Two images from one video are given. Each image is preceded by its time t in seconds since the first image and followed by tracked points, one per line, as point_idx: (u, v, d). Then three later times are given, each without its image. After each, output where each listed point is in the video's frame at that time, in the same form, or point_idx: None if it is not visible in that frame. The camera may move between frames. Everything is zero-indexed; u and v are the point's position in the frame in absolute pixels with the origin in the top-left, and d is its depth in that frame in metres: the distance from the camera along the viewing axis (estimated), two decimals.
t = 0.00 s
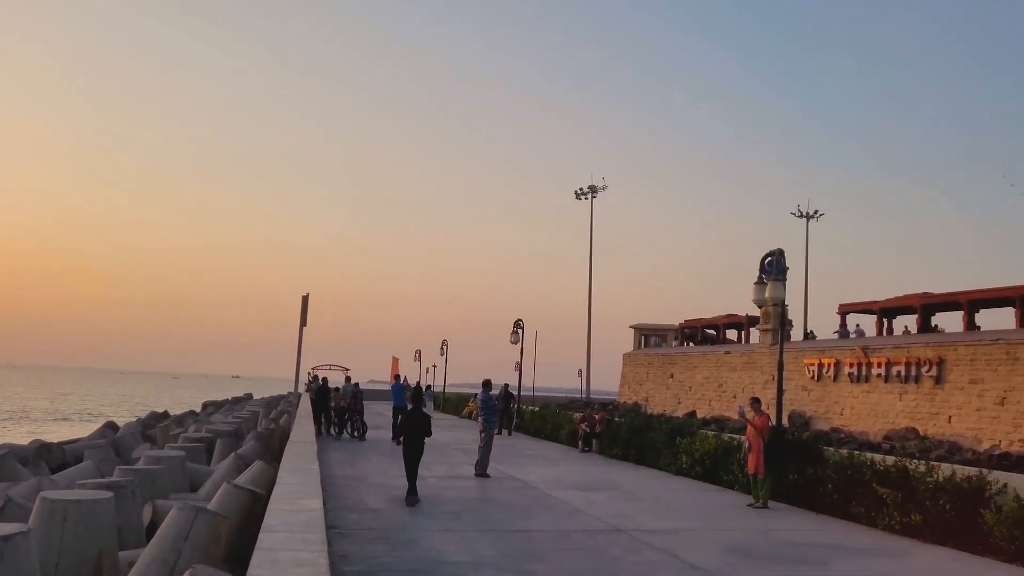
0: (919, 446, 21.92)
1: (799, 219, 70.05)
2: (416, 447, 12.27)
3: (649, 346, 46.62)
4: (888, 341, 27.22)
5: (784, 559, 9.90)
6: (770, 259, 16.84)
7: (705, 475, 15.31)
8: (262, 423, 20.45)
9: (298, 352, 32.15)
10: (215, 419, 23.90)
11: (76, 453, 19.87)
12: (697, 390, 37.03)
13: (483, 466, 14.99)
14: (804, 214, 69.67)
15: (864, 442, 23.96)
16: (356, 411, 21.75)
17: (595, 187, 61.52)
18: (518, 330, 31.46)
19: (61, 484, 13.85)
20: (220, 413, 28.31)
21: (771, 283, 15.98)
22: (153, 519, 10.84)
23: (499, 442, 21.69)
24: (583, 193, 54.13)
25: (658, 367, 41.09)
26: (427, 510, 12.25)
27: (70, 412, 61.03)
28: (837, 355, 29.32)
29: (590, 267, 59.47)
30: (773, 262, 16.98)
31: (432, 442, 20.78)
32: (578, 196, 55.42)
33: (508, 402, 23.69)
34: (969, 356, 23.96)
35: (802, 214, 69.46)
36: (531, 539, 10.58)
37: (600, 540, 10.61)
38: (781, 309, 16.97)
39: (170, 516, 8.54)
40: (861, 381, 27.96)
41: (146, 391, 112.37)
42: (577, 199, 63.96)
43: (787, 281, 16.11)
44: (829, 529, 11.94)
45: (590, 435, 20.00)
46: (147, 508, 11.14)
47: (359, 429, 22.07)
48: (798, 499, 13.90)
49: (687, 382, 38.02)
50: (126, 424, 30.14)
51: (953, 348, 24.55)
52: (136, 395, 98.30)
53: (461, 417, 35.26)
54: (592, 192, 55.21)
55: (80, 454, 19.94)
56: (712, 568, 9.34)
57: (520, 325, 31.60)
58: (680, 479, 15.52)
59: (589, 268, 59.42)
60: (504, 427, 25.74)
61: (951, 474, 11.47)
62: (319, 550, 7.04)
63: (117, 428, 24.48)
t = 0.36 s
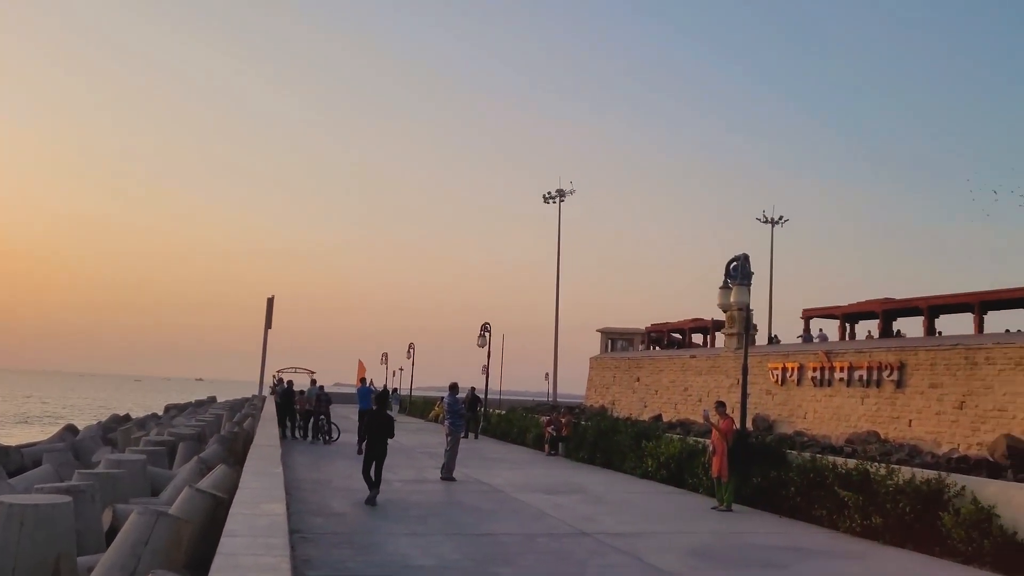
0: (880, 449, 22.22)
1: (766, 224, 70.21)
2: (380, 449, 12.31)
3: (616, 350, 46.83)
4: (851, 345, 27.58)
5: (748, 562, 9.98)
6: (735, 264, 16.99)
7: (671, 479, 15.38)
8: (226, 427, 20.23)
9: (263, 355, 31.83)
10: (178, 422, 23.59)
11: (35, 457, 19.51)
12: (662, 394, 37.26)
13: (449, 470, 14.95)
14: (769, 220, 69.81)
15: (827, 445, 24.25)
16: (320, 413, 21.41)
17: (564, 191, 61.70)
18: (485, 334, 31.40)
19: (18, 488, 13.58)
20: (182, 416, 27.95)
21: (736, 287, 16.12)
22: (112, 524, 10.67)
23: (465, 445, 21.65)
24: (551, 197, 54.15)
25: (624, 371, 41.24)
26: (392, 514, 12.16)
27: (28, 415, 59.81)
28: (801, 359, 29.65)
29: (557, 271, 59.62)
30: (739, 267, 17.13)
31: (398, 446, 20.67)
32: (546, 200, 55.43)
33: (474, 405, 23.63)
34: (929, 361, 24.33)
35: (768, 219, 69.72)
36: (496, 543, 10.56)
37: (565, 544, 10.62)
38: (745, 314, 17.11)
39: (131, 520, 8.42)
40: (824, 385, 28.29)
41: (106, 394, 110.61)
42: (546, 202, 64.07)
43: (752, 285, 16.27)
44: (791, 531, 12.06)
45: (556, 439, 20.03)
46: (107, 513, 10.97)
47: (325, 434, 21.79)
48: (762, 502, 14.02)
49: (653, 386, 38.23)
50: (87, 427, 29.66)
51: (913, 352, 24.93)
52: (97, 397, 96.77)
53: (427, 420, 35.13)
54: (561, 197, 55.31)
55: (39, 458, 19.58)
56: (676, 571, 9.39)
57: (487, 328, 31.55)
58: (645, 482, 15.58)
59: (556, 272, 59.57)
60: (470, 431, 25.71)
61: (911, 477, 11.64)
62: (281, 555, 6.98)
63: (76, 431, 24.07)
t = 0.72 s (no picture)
0: (842, 453, 22.50)
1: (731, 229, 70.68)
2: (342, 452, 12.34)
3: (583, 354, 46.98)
4: (814, 350, 27.91)
5: (711, 565, 10.04)
6: (700, 269, 17.11)
7: (636, 482, 15.45)
8: (189, 430, 19.98)
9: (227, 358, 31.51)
10: (139, 425, 23.28)
11: None
12: (629, 398, 37.43)
13: (415, 474, 14.88)
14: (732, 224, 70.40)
15: (790, 449, 24.49)
16: (284, 415, 21.19)
17: (531, 195, 61.84)
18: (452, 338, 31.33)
19: None
20: (144, 419, 27.58)
21: (701, 292, 16.25)
22: (70, 529, 10.49)
23: (431, 449, 21.58)
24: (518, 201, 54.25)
25: (591, 375, 41.37)
26: (358, 519, 12.11)
27: None
28: (765, 364, 29.94)
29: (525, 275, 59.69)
30: (705, 272, 17.25)
31: (363, 450, 20.56)
32: (514, 204, 55.48)
33: (440, 408, 23.57)
34: (890, 366, 24.69)
35: (733, 225, 70.32)
36: (461, 547, 10.54)
37: (530, 548, 10.62)
38: (711, 319, 17.23)
39: (89, 525, 8.25)
40: (787, 390, 28.59)
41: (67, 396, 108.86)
42: (513, 206, 64.14)
43: (717, 290, 16.40)
44: (755, 534, 12.16)
45: (522, 442, 20.04)
46: (64, 519, 10.78)
47: (289, 436, 21.55)
48: (726, 506, 14.13)
49: (620, 390, 38.39)
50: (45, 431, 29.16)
51: (875, 357, 25.29)
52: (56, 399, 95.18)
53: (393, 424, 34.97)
54: (528, 201, 55.40)
55: None
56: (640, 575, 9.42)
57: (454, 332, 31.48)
58: (611, 486, 15.63)
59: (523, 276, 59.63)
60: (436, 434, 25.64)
61: (871, 480, 11.80)
62: (242, 560, 6.90)
63: (34, 435, 23.65)
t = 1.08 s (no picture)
0: (810, 456, 22.71)
1: (707, 234, 70.90)
2: (308, 454, 12.36)
3: (555, 357, 47.07)
4: (783, 354, 28.15)
5: (680, 568, 10.08)
6: (671, 273, 17.19)
7: (606, 486, 15.49)
8: (156, 434, 19.75)
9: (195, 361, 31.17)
10: (106, 429, 22.96)
11: None
12: (600, 401, 37.55)
13: (385, 477, 14.81)
14: (707, 230, 70.71)
15: (759, 452, 24.70)
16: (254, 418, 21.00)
17: (503, 198, 61.76)
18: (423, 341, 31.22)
19: None
20: (110, 423, 27.21)
21: (672, 295, 16.32)
22: (33, 534, 10.32)
23: (401, 452, 21.50)
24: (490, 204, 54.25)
25: (563, 378, 41.44)
26: (328, 522, 12.02)
27: None
28: (735, 367, 30.16)
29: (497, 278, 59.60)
30: (676, 277, 17.33)
31: (333, 453, 20.44)
32: (485, 207, 55.47)
33: (411, 412, 23.49)
34: (858, 370, 24.98)
35: (708, 230, 70.72)
36: (431, 550, 10.51)
37: (501, 551, 10.62)
38: (681, 322, 17.31)
39: (52, 530, 8.10)
40: (757, 393, 28.81)
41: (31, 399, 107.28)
42: (486, 209, 64.11)
43: (688, 294, 16.49)
44: (724, 537, 12.23)
45: (494, 446, 20.02)
46: (27, 523, 10.60)
47: (258, 441, 21.33)
48: (695, 508, 14.21)
49: (591, 393, 38.49)
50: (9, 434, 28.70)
51: (843, 361, 25.56)
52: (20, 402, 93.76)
53: (364, 427, 34.80)
54: (500, 204, 55.42)
55: None
56: None
57: (425, 335, 31.38)
58: (581, 489, 15.66)
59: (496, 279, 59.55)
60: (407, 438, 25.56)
61: (838, 482, 11.93)
62: (209, 565, 6.83)
63: None
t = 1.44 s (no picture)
0: (779, 461, 22.89)
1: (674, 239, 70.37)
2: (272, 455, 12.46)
3: (526, 362, 47.05)
4: (752, 360, 28.37)
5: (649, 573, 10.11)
6: (642, 277, 17.20)
7: (576, 491, 15.51)
8: (121, 439, 19.48)
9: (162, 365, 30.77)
10: (70, 434, 22.63)
11: None
12: (571, 406, 37.60)
13: (355, 483, 14.72)
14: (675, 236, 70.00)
15: (728, 457, 24.86)
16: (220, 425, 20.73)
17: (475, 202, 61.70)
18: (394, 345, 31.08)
19: None
20: (74, 428, 26.81)
21: (642, 301, 16.39)
22: None
23: (371, 458, 21.38)
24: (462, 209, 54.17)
25: (534, 383, 41.45)
26: (296, 528, 11.92)
27: None
28: (705, 373, 30.34)
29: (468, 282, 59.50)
30: (646, 282, 17.41)
31: (302, 459, 20.28)
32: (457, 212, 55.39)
33: (381, 417, 23.36)
34: (825, 375, 25.23)
35: (676, 236, 70.00)
36: (400, 556, 10.47)
37: (469, 557, 10.60)
38: (652, 328, 17.38)
39: (14, 537, 7.96)
40: (726, 399, 29.01)
41: None
42: (458, 214, 64.02)
43: (658, 300, 16.57)
44: (693, 542, 12.29)
45: (464, 451, 19.98)
46: None
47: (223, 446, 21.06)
48: (664, 513, 14.27)
49: (562, 398, 38.54)
50: None
51: (811, 367, 25.82)
52: None
53: (333, 432, 34.55)
54: (472, 210, 55.41)
55: None
56: None
57: (396, 339, 31.24)
58: (551, 494, 15.66)
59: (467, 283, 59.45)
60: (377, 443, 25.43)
61: (805, 488, 12.02)
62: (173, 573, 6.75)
63: None
